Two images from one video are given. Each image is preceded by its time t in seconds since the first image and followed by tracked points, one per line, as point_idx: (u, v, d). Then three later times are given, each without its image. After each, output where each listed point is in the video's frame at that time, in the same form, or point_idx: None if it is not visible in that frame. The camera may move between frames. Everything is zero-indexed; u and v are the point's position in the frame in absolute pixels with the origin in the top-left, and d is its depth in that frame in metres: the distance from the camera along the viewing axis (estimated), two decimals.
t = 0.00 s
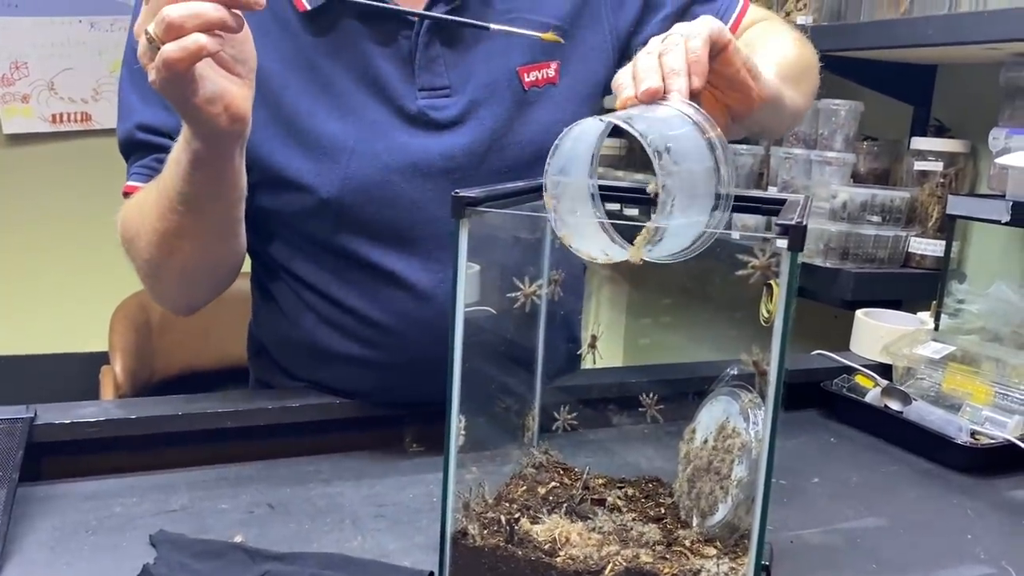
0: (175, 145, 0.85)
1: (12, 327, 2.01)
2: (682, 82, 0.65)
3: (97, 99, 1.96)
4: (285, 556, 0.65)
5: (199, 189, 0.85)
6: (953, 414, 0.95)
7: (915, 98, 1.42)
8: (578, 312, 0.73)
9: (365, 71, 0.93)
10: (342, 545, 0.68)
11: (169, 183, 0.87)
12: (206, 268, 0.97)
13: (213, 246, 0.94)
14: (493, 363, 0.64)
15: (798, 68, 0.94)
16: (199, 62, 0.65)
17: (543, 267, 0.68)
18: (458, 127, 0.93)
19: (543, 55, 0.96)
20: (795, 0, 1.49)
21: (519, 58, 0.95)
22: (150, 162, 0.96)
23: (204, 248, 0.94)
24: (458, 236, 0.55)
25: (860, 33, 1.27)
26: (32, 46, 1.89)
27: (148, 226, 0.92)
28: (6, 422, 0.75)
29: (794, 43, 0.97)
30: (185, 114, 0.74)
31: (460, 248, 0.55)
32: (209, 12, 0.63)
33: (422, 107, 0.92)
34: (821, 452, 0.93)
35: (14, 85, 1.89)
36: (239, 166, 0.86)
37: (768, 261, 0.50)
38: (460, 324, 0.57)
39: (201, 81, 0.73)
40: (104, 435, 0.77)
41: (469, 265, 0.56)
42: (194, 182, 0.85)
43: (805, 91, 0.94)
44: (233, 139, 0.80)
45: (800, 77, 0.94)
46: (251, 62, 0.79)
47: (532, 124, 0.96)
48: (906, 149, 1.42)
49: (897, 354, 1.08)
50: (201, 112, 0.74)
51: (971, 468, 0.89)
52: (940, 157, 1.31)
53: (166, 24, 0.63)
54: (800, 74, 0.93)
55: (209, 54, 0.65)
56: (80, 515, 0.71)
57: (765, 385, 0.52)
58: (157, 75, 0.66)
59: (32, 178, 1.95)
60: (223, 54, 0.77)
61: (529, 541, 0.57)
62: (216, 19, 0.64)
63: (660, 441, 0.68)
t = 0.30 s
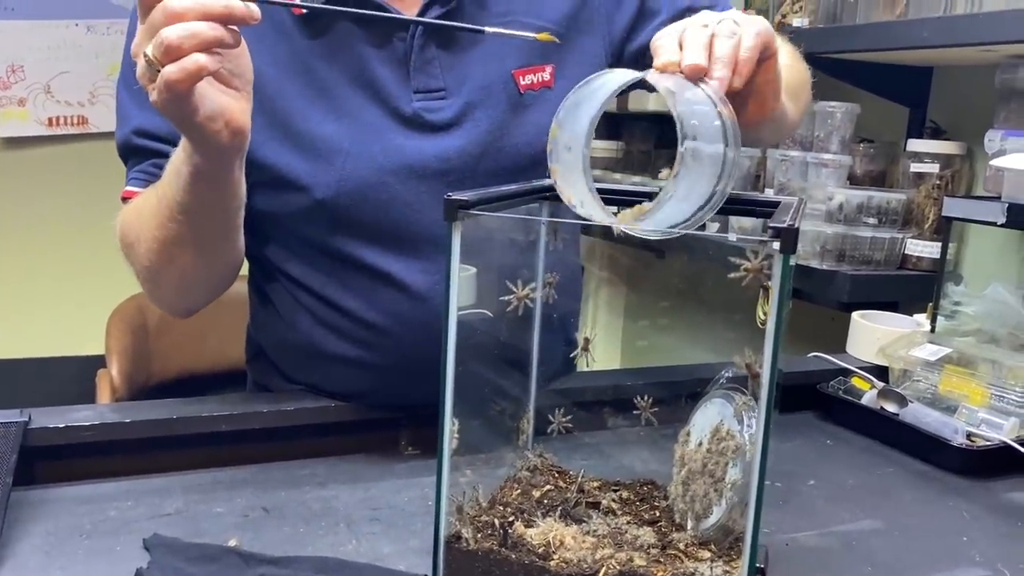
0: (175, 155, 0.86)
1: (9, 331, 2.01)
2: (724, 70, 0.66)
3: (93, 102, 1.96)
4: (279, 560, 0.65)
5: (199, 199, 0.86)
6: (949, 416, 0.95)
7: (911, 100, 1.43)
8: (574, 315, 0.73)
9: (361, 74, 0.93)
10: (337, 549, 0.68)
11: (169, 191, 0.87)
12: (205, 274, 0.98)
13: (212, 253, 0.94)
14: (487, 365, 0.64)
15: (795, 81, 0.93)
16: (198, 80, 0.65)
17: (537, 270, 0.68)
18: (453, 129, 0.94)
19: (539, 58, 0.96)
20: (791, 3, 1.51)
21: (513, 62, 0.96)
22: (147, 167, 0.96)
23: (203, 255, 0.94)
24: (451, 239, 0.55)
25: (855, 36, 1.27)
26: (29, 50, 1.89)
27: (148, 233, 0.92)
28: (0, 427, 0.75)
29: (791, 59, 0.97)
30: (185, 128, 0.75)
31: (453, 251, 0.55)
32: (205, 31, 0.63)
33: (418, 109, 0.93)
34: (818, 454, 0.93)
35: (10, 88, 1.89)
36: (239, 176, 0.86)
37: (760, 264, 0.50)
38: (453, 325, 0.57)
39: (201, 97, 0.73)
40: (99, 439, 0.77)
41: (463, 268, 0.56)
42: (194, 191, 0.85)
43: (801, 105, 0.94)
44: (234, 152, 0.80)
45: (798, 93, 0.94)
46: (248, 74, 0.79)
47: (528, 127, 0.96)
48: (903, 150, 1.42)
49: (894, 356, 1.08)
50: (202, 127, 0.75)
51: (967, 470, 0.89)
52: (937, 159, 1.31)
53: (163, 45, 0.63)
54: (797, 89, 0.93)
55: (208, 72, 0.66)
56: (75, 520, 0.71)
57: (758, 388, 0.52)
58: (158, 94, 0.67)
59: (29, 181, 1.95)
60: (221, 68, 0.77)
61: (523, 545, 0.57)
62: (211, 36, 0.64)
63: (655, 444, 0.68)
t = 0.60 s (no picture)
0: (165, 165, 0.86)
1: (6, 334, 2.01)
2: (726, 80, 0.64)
3: (89, 105, 1.95)
4: (273, 562, 0.65)
5: (192, 206, 0.87)
6: (944, 417, 0.95)
7: (907, 101, 1.43)
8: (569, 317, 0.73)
9: (350, 74, 0.94)
10: (331, 551, 0.68)
11: (161, 199, 0.88)
12: (200, 276, 0.99)
13: (205, 255, 0.95)
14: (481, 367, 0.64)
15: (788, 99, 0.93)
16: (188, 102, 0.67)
17: (531, 271, 0.68)
18: (444, 129, 0.94)
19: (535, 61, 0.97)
20: (786, 4, 1.51)
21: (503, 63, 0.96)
22: (141, 171, 0.96)
23: (197, 257, 0.95)
24: (444, 240, 0.55)
25: (850, 38, 1.27)
26: (25, 53, 1.89)
27: (140, 239, 0.93)
28: None
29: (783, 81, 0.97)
30: (176, 143, 0.77)
31: (445, 254, 0.55)
32: (185, 54, 0.65)
33: (406, 109, 0.94)
34: (814, 456, 0.93)
35: (7, 91, 1.89)
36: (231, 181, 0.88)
37: (752, 265, 0.50)
38: (446, 332, 0.57)
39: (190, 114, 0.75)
40: (93, 442, 0.77)
41: (456, 270, 0.56)
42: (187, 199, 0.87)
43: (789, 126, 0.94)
44: (226, 160, 0.82)
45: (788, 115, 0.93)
46: (233, 82, 0.80)
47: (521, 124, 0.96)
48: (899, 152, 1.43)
49: (889, 356, 1.08)
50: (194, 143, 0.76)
51: (963, 471, 0.89)
52: (932, 160, 1.31)
53: (149, 73, 0.65)
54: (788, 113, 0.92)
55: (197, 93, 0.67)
56: (68, 523, 0.71)
57: (751, 389, 0.52)
58: (151, 120, 0.69)
59: (25, 183, 1.95)
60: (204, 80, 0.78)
61: (516, 547, 0.57)
62: (193, 58, 0.65)
63: (650, 447, 0.68)
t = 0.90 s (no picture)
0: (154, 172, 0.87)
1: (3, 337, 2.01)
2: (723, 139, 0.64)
3: (86, 107, 1.95)
4: (268, 564, 0.65)
5: (181, 212, 0.88)
6: (941, 418, 0.95)
7: (903, 103, 1.43)
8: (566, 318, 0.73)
9: (340, 75, 0.94)
10: (327, 553, 0.68)
11: (151, 205, 0.89)
12: (198, 279, 1.00)
13: (199, 259, 0.96)
14: (476, 371, 0.64)
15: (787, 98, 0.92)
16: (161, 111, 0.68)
17: (526, 271, 0.68)
18: (433, 128, 0.95)
19: (520, 58, 0.97)
20: (782, 6, 1.51)
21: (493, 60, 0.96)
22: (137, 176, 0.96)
23: (190, 261, 0.96)
24: (439, 241, 0.55)
25: (845, 39, 1.28)
26: (22, 55, 1.89)
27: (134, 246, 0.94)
28: None
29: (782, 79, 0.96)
30: (158, 152, 0.78)
31: (440, 256, 0.55)
32: (154, 65, 0.66)
33: (396, 108, 0.94)
34: (811, 457, 0.93)
35: (4, 93, 1.89)
36: (218, 184, 0.88)
37: (746, 266, 0.50)
38: (441, 332, 0.57)
39: (170, 122, 0.75)
40: (89, 444, 0.77)
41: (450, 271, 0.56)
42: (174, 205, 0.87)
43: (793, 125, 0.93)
44: (210, 166, 0.82)
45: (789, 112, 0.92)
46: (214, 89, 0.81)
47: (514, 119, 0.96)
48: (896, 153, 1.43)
49: (886, 358, 1.09)
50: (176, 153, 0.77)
51: (959, 472, 0.89)
52: (929, 162, 1.30)
53: (120, 86, 0.66)
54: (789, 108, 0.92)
55: (169, 102, 0.68)
56: (64, 525, 0.71)
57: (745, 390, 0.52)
58: (126, 130, 0.70)
59: (23, 186, 1.95)
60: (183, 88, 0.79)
61: (512, 549, 0.57)
62: (162, 67, 0.66)
63: (646, 447, 0.68)
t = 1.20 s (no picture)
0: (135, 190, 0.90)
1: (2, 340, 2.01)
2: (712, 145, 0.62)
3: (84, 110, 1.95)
4: (265, 567, 0.65)
5: (164, 228, 0.91)
6: (937, 419, 0.96)
7: (899, 105, 1.44)
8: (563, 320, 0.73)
9: (323, 78, 0.95)
10: (324, 555, 0.68)
11: (135, 222, 0.93)
12: (189, 282, 1.03)
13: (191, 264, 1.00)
14: (472, 373, 0.64)
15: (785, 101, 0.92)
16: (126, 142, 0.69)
17: (523, 270, 0.68)
18: (418, 127, 0.95)
19: (501, 55, 0.97)
20: (779, 9, 1.52)
21: (475, 59, 0.97)
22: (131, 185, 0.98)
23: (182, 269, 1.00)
24: (434, 244, 0.55)
25: (841, 42, 1.28)
26: (20, 58, 1.89)
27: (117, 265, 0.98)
28: None
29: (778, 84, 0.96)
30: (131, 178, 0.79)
31: (435, 258, 0.55)
32: (115, 98, 0.67)
33: (381, 109, 0.94)
34: (807, 459, 0.93)
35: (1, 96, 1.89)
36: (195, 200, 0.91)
37: (739, 270, 0.51)
38: (436, 334, 0.57)
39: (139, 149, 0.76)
40: (86, 447, 0.77)
41: (445, 273, 0.56)
42: (155, 219, 0.91)
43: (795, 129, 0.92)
44: (185, 188, 0.84)
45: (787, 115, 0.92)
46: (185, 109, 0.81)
47: (499, 115, 0.95)
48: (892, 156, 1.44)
49: (882, 359, 1.09)
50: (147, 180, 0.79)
51: (955, 474, 0.90)
52: (925, 164, 1.31)
53: (84, 119, 0.67)
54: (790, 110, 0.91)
55: (133, 134, 0.69)
56: (61, 528, 0.71)
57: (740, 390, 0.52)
58: (93, 161, 0.71)
59: (22, 188, 1.95)
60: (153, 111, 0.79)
61: (508, 551, 0.57)
62: (124, 100, 0.67)
63: (642, 449, 0.69)
